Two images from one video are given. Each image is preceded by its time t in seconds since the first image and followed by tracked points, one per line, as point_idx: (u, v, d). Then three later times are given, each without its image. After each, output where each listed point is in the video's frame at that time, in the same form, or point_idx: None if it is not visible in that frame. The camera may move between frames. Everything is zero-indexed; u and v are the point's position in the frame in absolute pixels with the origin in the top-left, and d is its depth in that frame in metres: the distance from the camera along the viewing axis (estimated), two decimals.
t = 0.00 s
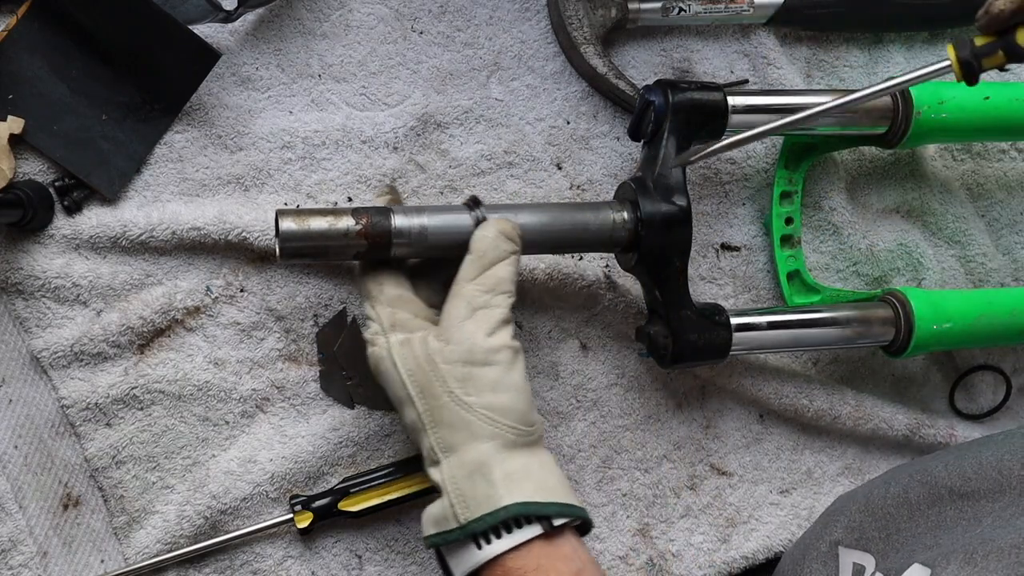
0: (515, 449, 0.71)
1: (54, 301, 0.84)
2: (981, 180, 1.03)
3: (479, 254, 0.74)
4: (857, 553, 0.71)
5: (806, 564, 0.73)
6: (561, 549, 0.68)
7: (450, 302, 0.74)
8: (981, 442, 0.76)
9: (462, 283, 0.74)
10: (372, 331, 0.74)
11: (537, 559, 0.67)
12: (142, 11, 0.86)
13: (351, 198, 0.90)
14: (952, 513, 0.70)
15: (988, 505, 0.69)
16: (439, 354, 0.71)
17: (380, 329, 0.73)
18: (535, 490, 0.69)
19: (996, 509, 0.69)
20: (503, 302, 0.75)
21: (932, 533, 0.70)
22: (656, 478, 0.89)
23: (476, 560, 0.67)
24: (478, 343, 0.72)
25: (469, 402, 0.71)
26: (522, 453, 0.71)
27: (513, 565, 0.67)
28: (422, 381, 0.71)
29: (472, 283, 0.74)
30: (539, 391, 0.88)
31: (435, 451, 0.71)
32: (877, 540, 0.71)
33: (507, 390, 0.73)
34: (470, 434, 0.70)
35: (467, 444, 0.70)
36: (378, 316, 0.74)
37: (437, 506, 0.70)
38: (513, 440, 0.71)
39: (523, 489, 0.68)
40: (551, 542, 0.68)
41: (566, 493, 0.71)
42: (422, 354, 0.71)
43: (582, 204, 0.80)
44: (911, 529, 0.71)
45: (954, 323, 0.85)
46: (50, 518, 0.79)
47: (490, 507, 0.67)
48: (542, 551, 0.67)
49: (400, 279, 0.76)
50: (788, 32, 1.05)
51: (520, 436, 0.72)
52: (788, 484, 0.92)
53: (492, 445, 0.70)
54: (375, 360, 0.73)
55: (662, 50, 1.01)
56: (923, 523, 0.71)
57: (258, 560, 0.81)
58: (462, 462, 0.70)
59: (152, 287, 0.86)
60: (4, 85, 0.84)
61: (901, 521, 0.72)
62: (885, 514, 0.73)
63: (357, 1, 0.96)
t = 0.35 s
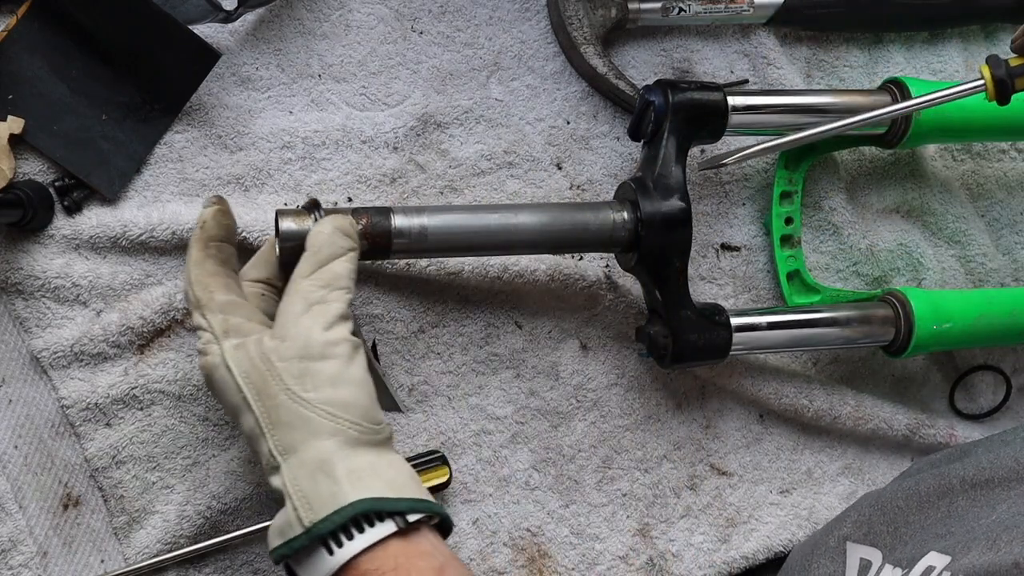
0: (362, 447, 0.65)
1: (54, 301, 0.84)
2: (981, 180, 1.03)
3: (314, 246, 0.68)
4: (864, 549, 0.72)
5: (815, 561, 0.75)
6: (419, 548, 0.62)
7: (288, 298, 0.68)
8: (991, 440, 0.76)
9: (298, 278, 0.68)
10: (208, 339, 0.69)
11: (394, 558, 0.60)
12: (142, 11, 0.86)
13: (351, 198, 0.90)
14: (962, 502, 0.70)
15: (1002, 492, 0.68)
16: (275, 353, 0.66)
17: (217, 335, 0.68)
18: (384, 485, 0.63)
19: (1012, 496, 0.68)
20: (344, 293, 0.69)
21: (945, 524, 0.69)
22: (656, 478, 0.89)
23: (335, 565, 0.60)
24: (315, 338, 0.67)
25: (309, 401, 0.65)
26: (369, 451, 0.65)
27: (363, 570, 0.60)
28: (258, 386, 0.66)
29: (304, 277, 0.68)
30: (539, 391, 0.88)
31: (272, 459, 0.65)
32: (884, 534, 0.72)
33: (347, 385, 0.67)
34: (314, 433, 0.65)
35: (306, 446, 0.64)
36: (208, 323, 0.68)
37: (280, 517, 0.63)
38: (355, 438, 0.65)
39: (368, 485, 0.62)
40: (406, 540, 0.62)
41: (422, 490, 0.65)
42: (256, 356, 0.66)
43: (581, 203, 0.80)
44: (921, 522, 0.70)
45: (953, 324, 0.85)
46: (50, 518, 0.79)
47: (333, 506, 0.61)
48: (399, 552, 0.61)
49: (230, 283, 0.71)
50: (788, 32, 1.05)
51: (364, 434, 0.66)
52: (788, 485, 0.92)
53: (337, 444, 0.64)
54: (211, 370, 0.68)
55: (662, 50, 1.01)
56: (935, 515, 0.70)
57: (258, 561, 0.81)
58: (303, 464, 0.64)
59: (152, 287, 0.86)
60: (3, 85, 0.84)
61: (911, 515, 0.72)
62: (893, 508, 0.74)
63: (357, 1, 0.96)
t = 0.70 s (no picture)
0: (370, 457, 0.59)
1: (54, 301, 0.84)
2: (981, 180, 1.03)
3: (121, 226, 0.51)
4: (861, 541, 0.72)
5: (812, 554, 0.75)
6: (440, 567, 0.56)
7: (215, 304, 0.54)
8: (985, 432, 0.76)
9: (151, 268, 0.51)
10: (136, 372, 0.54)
11: None
12: (141, 10, 0.86)
13: (351, 198, 0.90)
14: (957, 491, 0.71)
15: (997, 479, 0.69)
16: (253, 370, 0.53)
17: (144, 352, 0.52)
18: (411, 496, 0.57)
19: (1007, 482, 0.68)
20: (313, 293, 0.58)
21: (942, 513, 0.69)
22: (656, 478, 0.89)
23: None
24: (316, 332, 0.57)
25: (286, 419, 0.53)
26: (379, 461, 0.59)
27: None
28: (215, 408, 0.52)
29: (169, 274, 0.52)
30: (539, 391, 0.88)
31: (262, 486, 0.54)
32: (882, 525, 0.72)
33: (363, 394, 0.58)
34: (300, 454, 0.53)
35: (290, 469, 0.54)
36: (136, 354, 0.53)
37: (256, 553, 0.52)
38: (342, 457, 0.54)
39: (385, 495, 0.54)
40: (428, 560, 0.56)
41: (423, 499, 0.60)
42: (279, 372, 0.53)
43: (581, 203, 0.80)
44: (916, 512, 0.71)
45: (953, 323, 0.85)
46: (50, 519, 0.77)
47: (342, 534, 0.52)
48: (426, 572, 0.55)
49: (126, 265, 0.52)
50: (788, 32, 1.05)
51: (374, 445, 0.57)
52: (788, 485, 0.92)
53: (322, 461, 0.54)
54: (161, 400, 0.53)
55: (662, 50, 1.01)
56: (931, 505, 0.71)
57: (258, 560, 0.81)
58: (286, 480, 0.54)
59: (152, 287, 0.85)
60: (3, 85, 0.84)
61: (908, 504, 0.73)
62: (891, 499, 0.74)
63: (357, 1, 0.96)
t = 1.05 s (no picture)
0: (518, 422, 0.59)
1: (54, 301, 0.84)
2: (981, 180, 1.03)
3: (371, 134, 0.45)
4: (861, 543, 0.72)
5: (812, 556, 0.74)
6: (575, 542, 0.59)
7: (441, 242, 0.48)
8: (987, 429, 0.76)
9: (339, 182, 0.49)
10: (332, 281, 0.49)
11: (559, 551, 0.57)
12: (142, 11, 0.86)
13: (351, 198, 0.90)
14: (959, 493, 0.71)
15: (999, 480, 0.69)
16: (461, 317, 0.49)
17: (353, 270, 0.48)
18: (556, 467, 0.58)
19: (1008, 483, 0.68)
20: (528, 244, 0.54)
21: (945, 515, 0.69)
22: (656, 479, 0.89)
23: (499, 560, 0.54)
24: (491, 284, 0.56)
25: (482, 374, 0.51)
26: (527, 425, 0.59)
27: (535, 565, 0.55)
28: (417, 352, 0.49)
29: (406, 201, 0.46)
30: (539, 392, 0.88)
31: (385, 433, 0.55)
32: (882, 528, 0.72)
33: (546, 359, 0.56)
34: (475, 413, 0.52)
35: (454, 427, 0.53)
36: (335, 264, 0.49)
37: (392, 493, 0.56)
38: (513, 423, 0.54)
39: (543, 470, 0.55)
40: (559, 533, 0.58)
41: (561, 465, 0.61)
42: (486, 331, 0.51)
43: (581, 203, 0.80)
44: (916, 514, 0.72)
45: (953, 324, 0.85)
46: (50, 518, 0.78)
47: (494, 504, 0.53)
48: (560, 544, 0.57)
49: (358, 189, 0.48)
50: (788, 32, 1.05)
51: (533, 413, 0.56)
52: (788, 485, 0.92)
53: (495, 424, 0.53)
54: (348, 321, 0.49)
55: (662, 50, 1.01)
56: (932, 507, 0.71)
57: (258, 560, 0.81)
58: (418, 437, 0.53)
59: (152, 287, 0.86)
60: (3, 85, 0.84)
61: (910, 505, 0.73)
62: (892, 501, 0.74)
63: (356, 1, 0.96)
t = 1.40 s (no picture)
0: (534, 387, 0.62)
1: (54, 301, 0.84)
2: (981, 180, 1.03)
3: (409, 76, 0.54)
4: (871, 542, 0.72)
5: (821, 555, 0.74)
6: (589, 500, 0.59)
7: (466, 182, 0.56)
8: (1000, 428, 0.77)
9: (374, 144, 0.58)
10: (367, 222, 0.56)
11: (575, 505, 0.57)
12: (142, 10, 0.86)
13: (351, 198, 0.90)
14: (972, 491, 0.72)
15: (1014, 478, 0.70)
16: (485, 248, 0.55)
17: (383, 209, 0.55)
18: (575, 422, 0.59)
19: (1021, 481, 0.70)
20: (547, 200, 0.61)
21: (959, 514, 0.70)
22: (656, 479, 0.89)
23: (523, 509, 0.54)
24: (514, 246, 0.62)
25: (502, 309, 0.55)
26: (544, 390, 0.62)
27: (556, 514, 0.55)
28: (442, 280, 0.54)
29: (439, 136, 0.54)
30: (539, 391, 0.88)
31: (408, 385, 0.58)
32: (893, 527, 0.73)
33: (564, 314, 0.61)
34: (497, 353, 0.56)
35: (474, 369, 0.56)
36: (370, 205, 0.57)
37: (412, 451, 0.56)
38: (534, 368, 0.57)
39: (562, 414, 0.57)
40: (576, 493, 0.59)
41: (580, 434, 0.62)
42: (507, 265, 0.55)
43: (581, 203, 0.80)
44: (929, 511, 0.73)
45: (954, 324, 0.85)
46: (50, 518, 0.78)
47: (517, 445, 0.54)
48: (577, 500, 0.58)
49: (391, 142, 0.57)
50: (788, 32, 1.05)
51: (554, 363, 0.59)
52: (788, 485, 0.92)
53: (517, 365, 0.56)
54: (380, 256, 0.55)
55: (662, 51, 1.01)
56: (943, 504, 0.72)
57: (258, 560, 0.81)
58: (442, 381, 0.56)
59: (152, 287, 0.86)
60: (3, 85, 0.84)
61: (919, 504, 0.73)
62: (904, 500, 0.74)
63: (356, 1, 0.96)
